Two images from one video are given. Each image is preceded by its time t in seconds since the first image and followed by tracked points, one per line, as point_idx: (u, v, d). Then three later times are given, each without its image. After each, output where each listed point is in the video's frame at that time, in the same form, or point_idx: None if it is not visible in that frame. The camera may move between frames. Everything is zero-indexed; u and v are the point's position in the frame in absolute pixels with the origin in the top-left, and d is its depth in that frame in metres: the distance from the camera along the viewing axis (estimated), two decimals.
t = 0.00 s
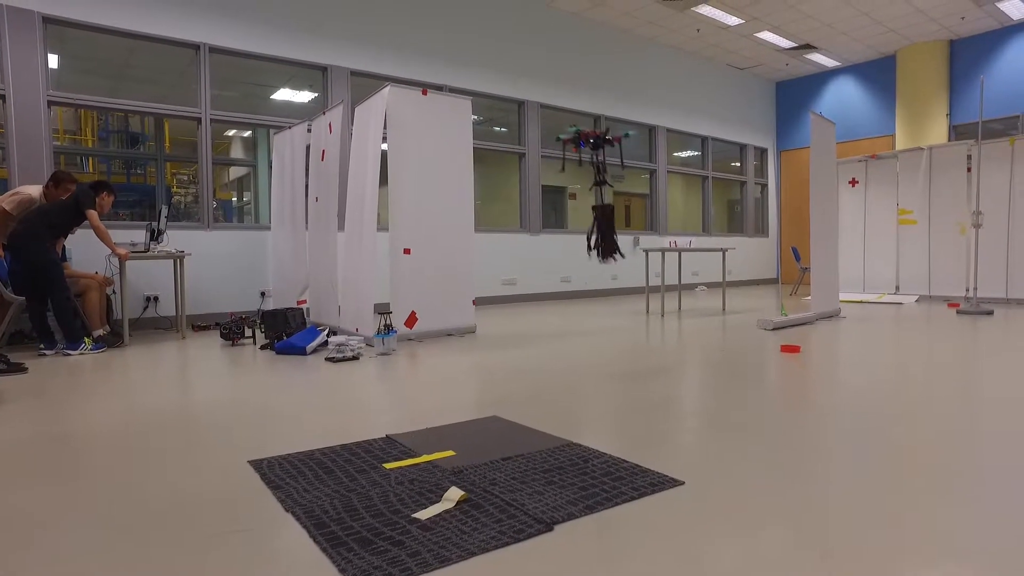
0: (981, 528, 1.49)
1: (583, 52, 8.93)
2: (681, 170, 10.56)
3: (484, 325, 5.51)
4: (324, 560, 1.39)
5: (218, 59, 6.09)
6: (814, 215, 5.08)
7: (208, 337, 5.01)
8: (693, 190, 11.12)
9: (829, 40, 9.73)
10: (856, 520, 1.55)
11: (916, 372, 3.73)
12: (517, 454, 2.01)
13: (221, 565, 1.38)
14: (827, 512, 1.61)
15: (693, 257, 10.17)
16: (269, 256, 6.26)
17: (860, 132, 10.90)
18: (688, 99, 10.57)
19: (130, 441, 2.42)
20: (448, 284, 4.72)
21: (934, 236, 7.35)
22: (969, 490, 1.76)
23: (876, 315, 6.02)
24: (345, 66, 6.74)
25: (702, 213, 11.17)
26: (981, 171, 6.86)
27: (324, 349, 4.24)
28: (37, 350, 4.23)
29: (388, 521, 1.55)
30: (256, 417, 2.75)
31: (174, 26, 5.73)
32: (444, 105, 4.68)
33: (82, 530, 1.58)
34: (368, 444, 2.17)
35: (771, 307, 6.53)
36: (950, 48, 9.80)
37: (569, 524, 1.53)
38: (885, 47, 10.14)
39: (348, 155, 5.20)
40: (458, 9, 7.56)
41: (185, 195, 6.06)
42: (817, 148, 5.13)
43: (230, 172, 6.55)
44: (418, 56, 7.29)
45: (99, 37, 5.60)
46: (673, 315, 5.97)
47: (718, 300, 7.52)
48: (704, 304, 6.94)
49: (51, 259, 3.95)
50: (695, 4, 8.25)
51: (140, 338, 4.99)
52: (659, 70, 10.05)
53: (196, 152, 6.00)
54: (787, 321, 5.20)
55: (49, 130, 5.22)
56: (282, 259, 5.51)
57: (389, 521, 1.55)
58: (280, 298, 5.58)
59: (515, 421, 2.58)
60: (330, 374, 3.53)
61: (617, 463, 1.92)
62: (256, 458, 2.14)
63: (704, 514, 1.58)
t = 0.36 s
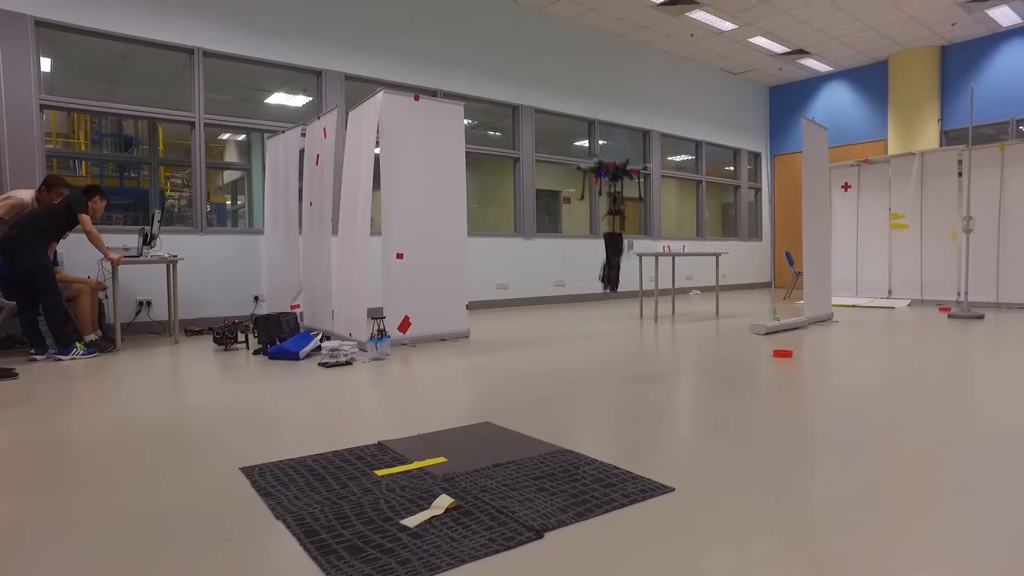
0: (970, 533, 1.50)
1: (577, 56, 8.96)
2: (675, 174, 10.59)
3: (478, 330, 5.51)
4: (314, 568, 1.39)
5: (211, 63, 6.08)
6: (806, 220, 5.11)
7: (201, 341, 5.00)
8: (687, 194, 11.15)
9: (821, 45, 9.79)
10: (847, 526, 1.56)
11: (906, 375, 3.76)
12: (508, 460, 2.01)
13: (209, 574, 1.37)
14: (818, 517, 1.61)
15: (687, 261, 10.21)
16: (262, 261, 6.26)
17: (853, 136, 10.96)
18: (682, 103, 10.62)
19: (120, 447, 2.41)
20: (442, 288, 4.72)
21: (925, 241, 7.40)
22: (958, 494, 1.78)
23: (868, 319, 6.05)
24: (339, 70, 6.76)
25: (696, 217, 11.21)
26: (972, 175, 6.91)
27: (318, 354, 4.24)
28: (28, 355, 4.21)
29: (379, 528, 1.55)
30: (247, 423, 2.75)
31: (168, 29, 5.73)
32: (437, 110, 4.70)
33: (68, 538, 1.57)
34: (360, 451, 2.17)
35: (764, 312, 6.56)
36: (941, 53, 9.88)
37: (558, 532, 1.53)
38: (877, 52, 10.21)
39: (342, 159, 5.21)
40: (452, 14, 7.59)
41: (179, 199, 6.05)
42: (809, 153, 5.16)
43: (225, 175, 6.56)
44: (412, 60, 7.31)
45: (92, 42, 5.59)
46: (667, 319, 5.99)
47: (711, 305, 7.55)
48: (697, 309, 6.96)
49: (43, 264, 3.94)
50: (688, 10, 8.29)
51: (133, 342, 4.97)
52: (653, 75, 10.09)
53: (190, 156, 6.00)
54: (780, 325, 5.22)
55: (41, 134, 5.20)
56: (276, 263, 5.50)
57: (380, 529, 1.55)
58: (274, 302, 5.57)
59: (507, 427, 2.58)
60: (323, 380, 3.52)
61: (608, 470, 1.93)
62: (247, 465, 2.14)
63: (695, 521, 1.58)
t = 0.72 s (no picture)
0: (949, 534, 1.52)
1: (567, 60, 9.00)
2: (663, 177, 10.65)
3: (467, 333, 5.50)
4: (296, 572, 1.38)
5: (199, 65, 6.07)
6: (792, 223, 5.16)
7: (187, 345, 4.97)
8: (676, 197, 11.22)
9: (808, 50, 9.90)
10: (830, 527, 1.57)
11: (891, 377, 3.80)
12: (494, 463, 2.02)
13: None
14: (801, 519, 1.63)
15: (676, 264, 10.27)
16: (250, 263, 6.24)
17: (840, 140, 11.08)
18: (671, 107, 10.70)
19: (103, 451, 2.39)
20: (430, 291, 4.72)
21: (910, 244, 7.49)
22: (938, 495, 1.80)
23: (854, 322, 6.10)
24: (328, 73, 6.76)
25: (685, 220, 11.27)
26: (955, 180, 6.99)
27: (305, 358, 4.20)
28: (10, 359, 4.16)
29: (363, 532, 1.55)
30: (232, 426, 2.73)
31: (155, 31, 5.72)
32: (425, 113, 4.70)
33: (47, 544, 1.56)
34: (345, 454, 2.17)
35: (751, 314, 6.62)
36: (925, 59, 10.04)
37: (542, 534, 1.54)
38: (863, 58, 10.33)
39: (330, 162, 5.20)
40: (442, 17, 7.61)
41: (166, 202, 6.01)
42: (796, 158, 5.20)
43: (210, 179, 6.30)
44: (402, 63, 7.33)
45: (78, 43, 5.56)
46: (655, 322, 6.02)
47: (700, 307, 7.60)
48: (685, 312, 7.00)
49: (26, 267, 3.91)
50: (676, 14, 8.36)
51: (117, 346, 4.93)
52: (642, 78, 10.15)
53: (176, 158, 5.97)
54: (767, 328, 5.26)
55: (25, 135, 5.16)
56: (263, 266, 5.48)
57: (363, 532, 1.55)
58: (262, 305, 5.54)
59: (493, 429, 2.59)
60: (309, 383, 3.51)
61: (593, 473, 1.94)
62: (231, 469, 2.12)
63: (679, 523, 1.59)
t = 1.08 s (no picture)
0: (919, 534, 1.55)
1: (551, 63, 9.05)
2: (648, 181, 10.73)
3: (451, 335, 5.49)
4: None
5: (180, 66, 6.03)
6: (774, 226, 5.22)
7: (167, 349, 4.92)
8: (661, 200, 11.29)
9: (789, 55, 10.03)
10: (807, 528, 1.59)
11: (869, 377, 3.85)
12: (475, 466, 2.02)
13: None
14: (779, 520, 1.64)
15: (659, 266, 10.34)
16: (231, 266, 6.21)
17: (821, 144, 11.23)
18: (655, 111, 10.79)
19: (79, 456, 2.36)
20: (414, 293, 4.71)
21: (890, 246, 7.60)
22: (913, 495, 1.83)
23: (836, 324, 6.17)
24: (311, 75, 6.75)
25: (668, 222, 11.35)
26: (933, 184, 7.11)
27: (287, 360, 4.19)
28: None
29: (342, 535, 1.54)
30: (211, 429, 2.71)
31: (135, 31, 5.68)
32: (408, 115, 4.69)
33: (18, 549, 1.54)
34: (326, 458, 2.16)
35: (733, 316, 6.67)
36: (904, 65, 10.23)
37: (522, 537, 1.54)
38: (844, 63, 10.49)
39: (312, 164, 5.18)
40: (427, 19, 7.62)
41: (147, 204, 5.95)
42: (778, 162, 5.26)
43: (194, 180, 6.28)
44: (387, 65, 7.32)
45: (57, 44, 5.50)
46: (638, 325, 6.05)
47: (683, 310, 7.66)
48: (669, 314, 7.05)
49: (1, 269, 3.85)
50: (660, 18, 8.43)
51: (96, 349, 4.86)
52: (626, 82, 10.23)
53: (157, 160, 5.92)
54: (749, 330, 5.31)
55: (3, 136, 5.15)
56: (245, 268, 5.43)
57: (343, 536, 1.54)
58: (244, 308, 5.49)
59: (474, 432, 2.59)
60: (291, 386, 3.49)
61: (574, 475, 1.94)
62: (210, 473, 2.10)
63: (659, 525, 1.61)
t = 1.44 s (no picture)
0: (884, 532, 1.58)
1: (533, 65, 9.09)
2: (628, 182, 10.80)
3: (432, 337, 5.48)
4: None
5: (157, 64, 5.96)
6: (753, 227, 5.28)
7: (142, 350, 4.85)
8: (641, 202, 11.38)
9: (767, 59, 10.17)
10: (778, 527, 1.61)
11: (843, 377, 3.91)
12: (451, 467, 2.01)
13: None
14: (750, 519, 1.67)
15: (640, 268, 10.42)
16: (208, 267, 6.14)
17: (798, 147, 11.40)
18: (636, 114, 10.88)
19: (49, 459, 2.32)
20: (394, 294, 4.69)
21: (866, 248, 7.74)
22: (880, 494, 1.87)
23: (813, 325, 6.26)
24: (290, 75, 6.72)
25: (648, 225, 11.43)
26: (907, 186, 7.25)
27: (265, 362, 4.15)
28: None
29: (315, 537, 1.53)
30: (186, 431, 2.68)
31: (111, 28, 5.61)
32: (389, 115, 4.67)
33: None
34: (302, 460, 2.14)
35: (712, 317, 6.74)
36: (879, 71, 10.46)
37: (496, 537, 1.54)
38: (821, 68, 10.67)
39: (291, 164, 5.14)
40: (408, 20, 7.61)
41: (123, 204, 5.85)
42: (756, 164, 5.33)
43: (171, 180, 6.19)
44: (367, 65, 7.30)
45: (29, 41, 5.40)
46: (619, 326, 6.08)
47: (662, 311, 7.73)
48: (648, 315, 7.09)
49: None
50: (640, 21, 8.50)
51: (68, 352, 4.77)
52: (608, 85, 10.31)
53: (133, 160, 5.83)
54: (727, 331, 5.36)
55: None
56: (222, 269, 5.37)
57: (316, 538, 1.53)
58: (221, 309, 5.43)
59: (451, 433, 2.59)
60: (269, 388, 3.46)
61: (550, 475, 1.95)
62: (182, 476, 2.08)
63: (633, 524, 1.62)
